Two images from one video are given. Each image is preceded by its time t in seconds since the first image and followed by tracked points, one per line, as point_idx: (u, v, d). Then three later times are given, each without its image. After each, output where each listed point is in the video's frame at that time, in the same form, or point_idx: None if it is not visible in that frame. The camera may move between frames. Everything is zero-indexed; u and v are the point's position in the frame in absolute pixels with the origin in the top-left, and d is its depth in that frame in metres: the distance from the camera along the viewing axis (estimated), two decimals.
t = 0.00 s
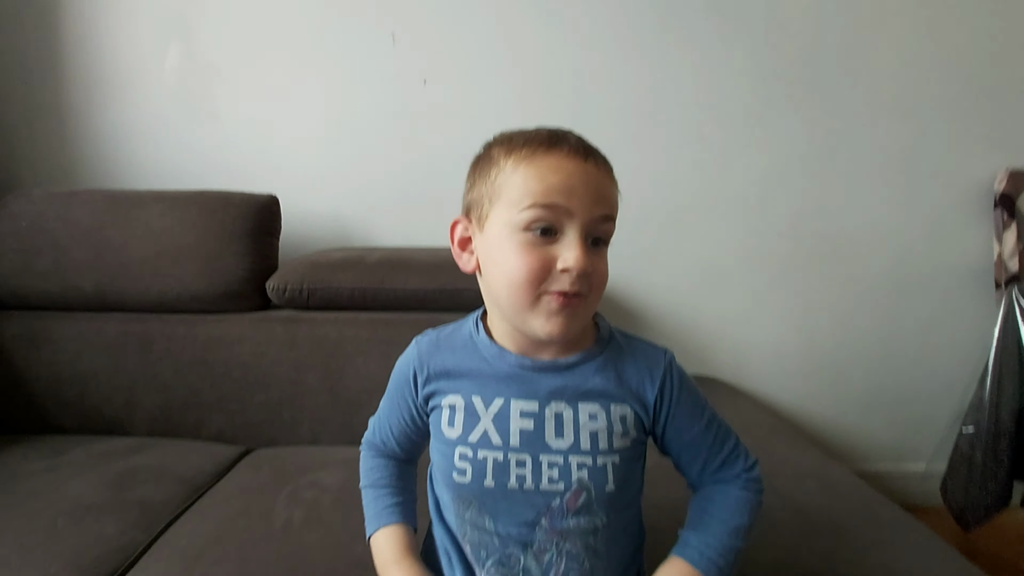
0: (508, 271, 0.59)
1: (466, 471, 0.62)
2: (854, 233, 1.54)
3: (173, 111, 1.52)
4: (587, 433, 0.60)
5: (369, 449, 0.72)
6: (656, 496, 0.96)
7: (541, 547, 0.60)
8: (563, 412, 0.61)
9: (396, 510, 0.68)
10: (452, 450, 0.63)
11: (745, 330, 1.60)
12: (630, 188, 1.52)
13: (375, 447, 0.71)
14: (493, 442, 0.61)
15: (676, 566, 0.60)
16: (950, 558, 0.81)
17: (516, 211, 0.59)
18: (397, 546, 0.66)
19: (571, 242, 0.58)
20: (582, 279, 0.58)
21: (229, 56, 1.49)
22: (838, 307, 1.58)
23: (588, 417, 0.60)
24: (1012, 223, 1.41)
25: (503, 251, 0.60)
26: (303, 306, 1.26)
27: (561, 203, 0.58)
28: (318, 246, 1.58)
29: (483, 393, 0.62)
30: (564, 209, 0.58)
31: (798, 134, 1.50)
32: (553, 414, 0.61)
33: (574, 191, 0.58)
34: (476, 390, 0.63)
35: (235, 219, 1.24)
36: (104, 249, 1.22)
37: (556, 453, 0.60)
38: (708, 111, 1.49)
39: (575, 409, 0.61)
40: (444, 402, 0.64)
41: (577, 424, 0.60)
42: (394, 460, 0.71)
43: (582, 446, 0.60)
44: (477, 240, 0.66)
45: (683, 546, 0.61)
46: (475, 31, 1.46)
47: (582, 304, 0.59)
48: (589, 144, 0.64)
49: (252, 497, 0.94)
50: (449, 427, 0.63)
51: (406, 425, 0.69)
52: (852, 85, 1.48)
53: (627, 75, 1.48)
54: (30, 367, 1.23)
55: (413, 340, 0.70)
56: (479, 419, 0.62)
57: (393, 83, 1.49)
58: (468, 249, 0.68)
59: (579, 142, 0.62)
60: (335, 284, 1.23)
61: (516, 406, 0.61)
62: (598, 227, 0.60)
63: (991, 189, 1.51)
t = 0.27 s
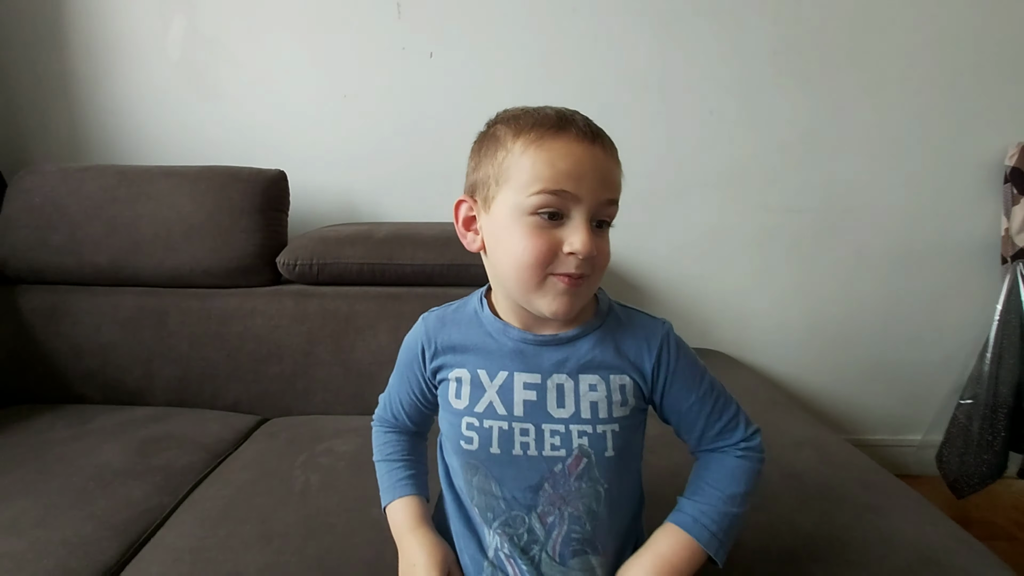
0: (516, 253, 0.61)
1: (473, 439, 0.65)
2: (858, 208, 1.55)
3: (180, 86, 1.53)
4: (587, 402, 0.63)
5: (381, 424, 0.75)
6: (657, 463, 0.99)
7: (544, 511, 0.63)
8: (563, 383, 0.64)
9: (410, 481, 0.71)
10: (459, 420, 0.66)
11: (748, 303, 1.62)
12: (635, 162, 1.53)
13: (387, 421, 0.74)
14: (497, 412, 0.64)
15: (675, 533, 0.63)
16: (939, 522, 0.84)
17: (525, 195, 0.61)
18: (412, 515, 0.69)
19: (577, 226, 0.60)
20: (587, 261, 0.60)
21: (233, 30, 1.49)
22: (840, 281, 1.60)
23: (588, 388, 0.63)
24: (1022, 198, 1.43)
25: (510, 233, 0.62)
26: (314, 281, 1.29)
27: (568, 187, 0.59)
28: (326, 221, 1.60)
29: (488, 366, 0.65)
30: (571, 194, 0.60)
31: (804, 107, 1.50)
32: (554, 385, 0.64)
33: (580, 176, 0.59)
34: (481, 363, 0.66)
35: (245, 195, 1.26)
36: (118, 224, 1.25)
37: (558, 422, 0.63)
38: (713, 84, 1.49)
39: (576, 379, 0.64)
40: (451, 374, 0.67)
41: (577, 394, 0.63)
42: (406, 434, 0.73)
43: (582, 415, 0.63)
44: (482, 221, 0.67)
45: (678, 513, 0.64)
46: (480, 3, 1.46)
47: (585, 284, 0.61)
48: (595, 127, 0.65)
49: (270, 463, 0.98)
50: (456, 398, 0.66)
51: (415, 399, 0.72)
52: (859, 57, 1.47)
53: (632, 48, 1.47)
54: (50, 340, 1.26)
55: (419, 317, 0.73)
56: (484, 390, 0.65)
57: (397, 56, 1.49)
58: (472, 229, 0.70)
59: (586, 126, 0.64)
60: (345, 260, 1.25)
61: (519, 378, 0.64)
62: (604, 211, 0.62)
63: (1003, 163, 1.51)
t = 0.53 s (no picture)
0: (487, 276, 0.67)
1: (470, 426, 0.70)
2: (846, 208, 1.60)
3: (186, 87, 1.57)
4: (574, 393, 0.69)
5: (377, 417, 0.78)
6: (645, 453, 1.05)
7: (533, 493, 0.68)
8: (553, 375, 0.69)
9: (404, 473, 0.76)
10: (457, 408, 0.71)
11: (738, 301, 1.67)
12: (629, 163, 1.58)
13: (384, 414, 0.78)
14: (493, 400, 0.70)
15: (655, 522, 0.68)
16: (907, 509, 0.90)
17: (486, 225, 0.65)
18: (405, 505, 0.73)
19: (535, 252, 0.63)
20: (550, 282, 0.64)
21: (239, 33, 1.53)
22: (827, 280, 1.65)
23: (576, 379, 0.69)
24: (1008, 198, 1.48)
25: (481, 257, 0.67)
26: (317, 279, 1.34)
27: (522, 219, 0.62)
28: (329, 220, 1.65)
29: (485, 359, 0.71)
30: (526, 224, 0.63)
31: (793, 110, 1.54)
32: (544, 376, 0.69)
33: (533, 207, 0.62)
34: (478, 356, 0.71)
35: (251, 195, 1.31)
36: (129, 224, 1.29)
37: (548, 411, 0.68)
38: (705, 87, 1.53)
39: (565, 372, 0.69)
40: (449, 365, 0.72)
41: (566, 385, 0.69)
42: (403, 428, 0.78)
43: (570, 405, 0.68)
44: (469, 236, 0.73)
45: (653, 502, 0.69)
46: (479, 8, 1.50)
47: (554, 300, 0.66)
48: (554, 143, 0.65)
49: (278, 453, 1.03)
50: (455, 388, 0.72)
51: (413, 393, 0.77)
52: (847, 61, 1.51)
53: (627, 52, 1.52)
54: (64, 335, 1.32)
55: (420, 313, 0.78)
56: (481, 381, 0.70)
57: (398, 59, 1.54)
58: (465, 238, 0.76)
59: (546, 146, 0.65)
60: (347, 258, 1.30)
61: (513, 370, 0.70)
62: (562, 233, 0.64)
63: (990, 164, 1.55)
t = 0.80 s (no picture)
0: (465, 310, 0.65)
1: (471, 433, 0.74)
2: (833, 203, 1.65)
3: (192, 84, 1.61)
4: (568, 407, 0.72)
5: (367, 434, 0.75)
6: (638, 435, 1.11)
7: (530, 478, 0.73)
8: (549, 391, 0.72)
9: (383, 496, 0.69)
10: (458, 416, 0.74)
11: (729, 293, 1.73)
12: (624, 159, 1.63)
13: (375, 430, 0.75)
14: (492, 412, 0.73)
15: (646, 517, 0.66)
16: (881, 486, 0.96)
17: (458, 261, 0.63)
18: (374, 531, 0.66)
19: (502, 292, 0.60)
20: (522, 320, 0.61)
21: (244, 31, 1.58)
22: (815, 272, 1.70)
23: (570, 395, 0.71)
24: (991, 193, 1.53)
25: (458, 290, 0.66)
26: (323, 272, 1.38)
27: (486, 259, 0.59)
28: (333, 214, 1.70)
29: (484, 371, 0.73)
30: (491, 264, 0.59)
31: (782, 108, 1.59)
32: (541, 392, 0.72)
33: (495, 247, 0.59)
34: (477, 368, 0.73)
35: (259, 190, 1.36)
36: (141, 218, 1.34)
37: (543, 422, 0.72)
38: (698, 85, 1.58)
39: (560, 388, 0.72)
40: (449, 377, 0.73)
41: (561, 401, 0.71)
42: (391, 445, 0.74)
43: (564, 417, 0.72)
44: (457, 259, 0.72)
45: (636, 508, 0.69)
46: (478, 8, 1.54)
47: (530, 335, 0.63)
48: (525, 176, 0.61)
49: (289, 436, 1.08)
50: (455, 399, 0.74)
51: (408, 406, 0.74)
52: (835, 60, 1.56)
53: (621, 51, 1.56)
54: (79, 325, 1.36)
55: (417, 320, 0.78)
56: (481, 395, 0.73)
57: (399, 56, 1.58)
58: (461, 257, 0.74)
59: (515, 181, 0.61)
60: (352, 251, 1.34)
61: (511, 385, 0.72)
62: (532, 273, 0.59)
63: (974, 160, 1.61)
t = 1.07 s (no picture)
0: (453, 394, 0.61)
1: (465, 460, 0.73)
2: (833, 194, 1.68)
3: (202, 78, 1.64)
4: (564, 450, 0.70)
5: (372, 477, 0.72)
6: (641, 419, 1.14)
7: (525, 485, 0.73)
8: (544, 435, 0.70)
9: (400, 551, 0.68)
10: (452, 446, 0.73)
11: (730, 283, 1.76)
12: (626, 151, 1.66)
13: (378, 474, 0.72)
14: (487, 447, 0.71)
15: None
16: (876, 468, 0.99)
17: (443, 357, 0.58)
18: None
19: (491, 397, 0.57)
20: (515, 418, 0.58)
21: (252, 26, 1.60)
22: (815, 262, 1.73)
23: (566, 440, 0.70)
24: (989, 184, 1.56)
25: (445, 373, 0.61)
26: (332, 262, 1.41)
27: (473, 369, 0.55)
28: (340, 206, 1.73)
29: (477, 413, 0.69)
30: (479, 373, 0.55)
31: (783, 99, 1.62)
32: (535, 436, 0.70)
33: (481, 360, 0.54)
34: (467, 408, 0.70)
35: (269, 182, 1.39)
36: (155, 210, 1.37)
37: (538, 459, 0.71)
38: (700, 77, 1.61)
39: (555, 432, 0.70)
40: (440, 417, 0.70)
41: (556, 444, 0.70)
42: (400, 492, 0.71)
43: (559, 456, 0.71)
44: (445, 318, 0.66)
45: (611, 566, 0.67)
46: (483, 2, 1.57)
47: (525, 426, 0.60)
48: (511, 277, 0.54)
49: (303, 419, 1.12)
50: (448, 433, 0.72)
51: (408, 448, 0.71)
52: (835, 53, 1.58)
53: (624, 44, 1.59)
54: (96, 315, 1.40)
55: (400, 348, 0.72)
56: (475, 433, 0.71)
57: (405, 50, 1.61)
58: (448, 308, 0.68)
59: (506, 274, 0.54)
60: (361, 242, 1.37)
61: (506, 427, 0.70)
62: (525, 378, 0.55)
63: (973, 151, 1.63)
